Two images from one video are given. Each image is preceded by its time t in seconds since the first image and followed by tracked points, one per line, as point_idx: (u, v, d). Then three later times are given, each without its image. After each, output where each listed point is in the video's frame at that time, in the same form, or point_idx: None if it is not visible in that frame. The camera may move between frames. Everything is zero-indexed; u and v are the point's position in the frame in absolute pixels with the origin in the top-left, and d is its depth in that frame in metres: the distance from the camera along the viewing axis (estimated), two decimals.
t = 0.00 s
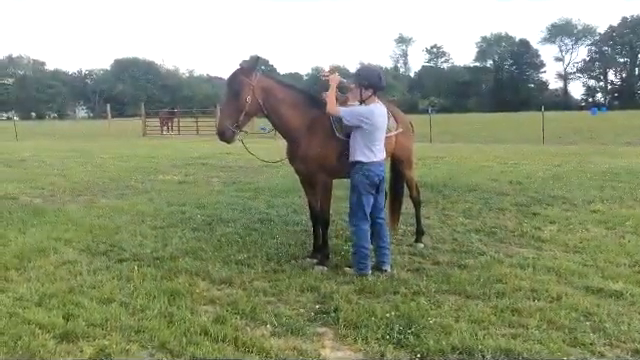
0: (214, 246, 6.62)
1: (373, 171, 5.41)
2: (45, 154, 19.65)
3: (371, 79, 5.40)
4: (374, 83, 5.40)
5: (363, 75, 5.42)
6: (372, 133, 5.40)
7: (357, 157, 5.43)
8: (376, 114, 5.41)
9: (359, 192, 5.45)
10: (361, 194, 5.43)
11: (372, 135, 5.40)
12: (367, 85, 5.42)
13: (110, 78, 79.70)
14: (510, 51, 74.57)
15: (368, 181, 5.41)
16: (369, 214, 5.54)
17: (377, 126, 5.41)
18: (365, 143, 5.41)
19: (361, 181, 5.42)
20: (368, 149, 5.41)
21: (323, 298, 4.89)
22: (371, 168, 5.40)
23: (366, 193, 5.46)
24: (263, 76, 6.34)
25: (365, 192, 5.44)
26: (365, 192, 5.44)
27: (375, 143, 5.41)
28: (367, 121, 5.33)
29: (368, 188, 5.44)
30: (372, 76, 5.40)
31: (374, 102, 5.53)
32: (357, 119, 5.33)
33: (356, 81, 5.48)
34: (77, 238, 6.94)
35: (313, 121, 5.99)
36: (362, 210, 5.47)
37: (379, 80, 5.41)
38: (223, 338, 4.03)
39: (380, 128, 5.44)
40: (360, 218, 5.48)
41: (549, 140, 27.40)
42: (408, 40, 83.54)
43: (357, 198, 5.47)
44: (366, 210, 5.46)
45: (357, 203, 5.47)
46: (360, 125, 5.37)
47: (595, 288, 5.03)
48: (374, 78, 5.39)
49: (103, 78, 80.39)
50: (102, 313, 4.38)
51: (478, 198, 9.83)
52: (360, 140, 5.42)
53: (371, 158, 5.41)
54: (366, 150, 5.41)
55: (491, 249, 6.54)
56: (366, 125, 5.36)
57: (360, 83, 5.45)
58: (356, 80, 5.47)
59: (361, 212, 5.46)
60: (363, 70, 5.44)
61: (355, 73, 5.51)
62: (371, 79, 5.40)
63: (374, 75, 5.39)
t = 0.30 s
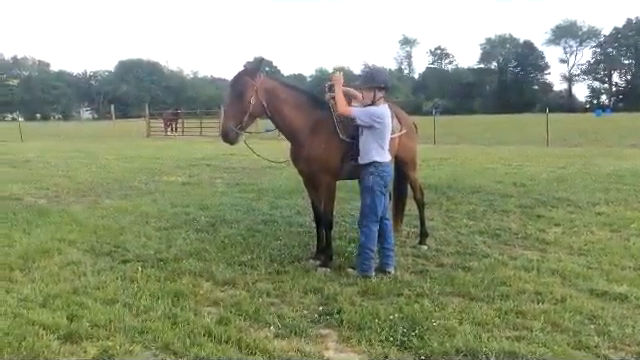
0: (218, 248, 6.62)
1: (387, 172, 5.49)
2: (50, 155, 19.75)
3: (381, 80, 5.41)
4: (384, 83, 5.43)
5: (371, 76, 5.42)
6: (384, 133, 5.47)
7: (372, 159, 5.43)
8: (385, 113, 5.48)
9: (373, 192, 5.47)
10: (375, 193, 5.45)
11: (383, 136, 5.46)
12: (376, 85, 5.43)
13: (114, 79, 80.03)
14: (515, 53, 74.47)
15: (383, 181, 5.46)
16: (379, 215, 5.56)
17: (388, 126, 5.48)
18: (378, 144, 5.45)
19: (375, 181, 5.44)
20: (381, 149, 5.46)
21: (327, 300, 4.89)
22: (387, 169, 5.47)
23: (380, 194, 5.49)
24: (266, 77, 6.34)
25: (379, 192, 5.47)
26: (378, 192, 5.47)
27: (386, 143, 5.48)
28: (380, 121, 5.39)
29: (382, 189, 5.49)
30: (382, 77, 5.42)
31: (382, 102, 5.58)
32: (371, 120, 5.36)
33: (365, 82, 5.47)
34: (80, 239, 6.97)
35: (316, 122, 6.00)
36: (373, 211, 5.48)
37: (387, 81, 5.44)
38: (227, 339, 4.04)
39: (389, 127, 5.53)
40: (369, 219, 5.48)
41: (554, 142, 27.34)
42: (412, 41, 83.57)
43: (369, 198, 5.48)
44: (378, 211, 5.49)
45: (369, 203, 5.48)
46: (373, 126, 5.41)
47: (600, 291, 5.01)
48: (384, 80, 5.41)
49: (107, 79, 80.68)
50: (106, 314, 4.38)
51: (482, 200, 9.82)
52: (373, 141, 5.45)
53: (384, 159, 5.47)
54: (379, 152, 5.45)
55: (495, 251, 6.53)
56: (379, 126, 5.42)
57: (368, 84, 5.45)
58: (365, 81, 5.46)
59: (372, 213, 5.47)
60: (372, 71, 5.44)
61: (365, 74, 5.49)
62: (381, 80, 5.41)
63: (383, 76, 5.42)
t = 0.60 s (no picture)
0: (222, 252, 6.63)
1: (392, 176, 5.48)
2: (56, 159, 19.87)
3: (387, 84, 5.40)
4: (390, 87, 5.41)
5: (378, 80, 5.40)
6: (390, 137, 5.49)
7: (378, 164, 5.44)
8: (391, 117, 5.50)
9: (378, 196, 5.47)
10: (379, 198, 5.45)
11: (390, 139, 5.48)
12: (382, 89, 5.42)
13: (120, 84, 80.54)
14: (519, 58, 74.44)
15: (387, 185, 5.46)
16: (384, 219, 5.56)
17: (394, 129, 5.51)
18: (384, 148, 5.47)
19: (380, 186, 5.44)
20: (387, 154, 5.48)
21: (331, 304, 4.88)
22: (392, 173, 5.47)
23: (384, 197, 5.48)
24: (271, 81, 6.34)
25: (384, 197, 5.47)
26: (383, 197, 5.47)
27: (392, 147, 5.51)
28: (387, 126, 5.41)
29: (387, 193, 5.49)
30: (388, 81, 5.39)
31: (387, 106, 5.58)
32: (378, 125, 5.39)
33: (370, 86, 5.46)
34: (86, 242, 6.99)
35: (321, 127, 6.00)
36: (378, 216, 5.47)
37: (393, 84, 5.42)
38: (232, 344, 4.03)
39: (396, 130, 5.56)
40: (374, 223, 5.48)
41: (559, 146, 27.26)
42: (417, 46, 83.69)
43: (374, 202, 5.48)
44: (381, 215, 5.48)
45: (373, 207, 5.48)
46: (380, 131, 5.43)
47: (606, 296, 4.98)
48: (390, 83, 5.39)
49: (113, 84, 81.06)
50: (110, 318, 4.39)
51: (487, 204, 9.80)
52: (380, 146, 5.47)
53: (390, 163, 5.49)
54: (386, 156, 5.47)
55: (500, 255, 6.51)
56: (386, 130, 5.43)
57: (374, 88, 5.43)
58: (370, 85, 5.44)
59: (377, 217, 5.47)
60: (379, 74, 5.42)
61: (369, 79, 5.48)
62: (387, 84, 5.39)
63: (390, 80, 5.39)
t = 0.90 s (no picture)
0: (223, 255, 6.62)
1: (392, 178, 5.48)
2: (57, 163, 19.91)
3: (387, 87, 5.40)
4: (391, 90, 5.41)
5: (378, 83, 5.41)
6: (391, 140, 5.49)
7: (377, 167, 5.45)
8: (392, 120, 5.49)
9: (378, 199, 5.46)
10: (379, 200, 5.45)
11: (390, 143, 5.49)
12: (382, 93, 5.43)
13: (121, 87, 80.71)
14: (520, 59, 74.47)
15: (387, 188, 5.45)
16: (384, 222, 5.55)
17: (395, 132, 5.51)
18: (385, 152, 5.47)
19: (380, 188, 5.44)
20: (387, 157, 5.48)
21: (333, 307, 4.88)
22: (391, 175, 5.46)
23: (384, 200, 5.48)
24: (271, 84, 6.35)
25: (383, 199, 5.46)
26: (383, 200, 5.46)
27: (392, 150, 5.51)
28: (388, 129, 5.41)
29: (387, 195, 5.48)
30: (389, 85, 5.40)
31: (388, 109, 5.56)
32: (379, 129, 5.39)
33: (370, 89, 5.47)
34: (87, 246, 6.99)
35: (322, 129, 6.01)
36: (378, 218, 5.47)
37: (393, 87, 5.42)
38: (233, 347, 4.03)
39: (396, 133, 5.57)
40: (374, 225, 5.48)
41: (559, 148, 27.26)
42: (417, 48, 83.74)
43: (374, 204, 5.48)
44: (381, 217, 5.48)
45: (373, 210, 5.48)
46: (380, 134, 5.43)
47: (608, 298, 4.97)
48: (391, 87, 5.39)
49: (114, 87, 81.24)
50: (111, 321, 4.39)
51: (488, 206, 9.79)
52: (380, 149, 5.48)
53: (390, 166, 5.49)
54: (386, 160, 5.47)
55: (501, 257, 6.50)
56: (386, 134, 5.44)
57: (374, 91, 5.44)
58: (370, 88, 5.46)
59: (376, 220, 5.47)
60: (380, 77, 5.43)
61: (369, 83, 5.48)
62: (387, 87, 5.40)
63: (391, 83, 5.39)
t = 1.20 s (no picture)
0: (228, 255, 6.62)
1: (395, 178, 5.46)
2: (62, 163, 20.00)
3: (390, 86, 5.38)
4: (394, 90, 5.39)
5: (380, 81, 5.39)
6: (394, 140, 5.47)
7: (380, 167, 5.44)
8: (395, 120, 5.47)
9: (381, 199, 5.46)
10: (381, 200, 5.44)
11: (393, 143, 5.47)
12: (385, 92, 5.41)
13: (126, 87, 81.01)
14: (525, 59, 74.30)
15: (390, 188, 5.44)
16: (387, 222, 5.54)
17: (398, 132, 5.49)
18: (387, 151, 5.46)
19: (383, 188, 5.43)
20: (390, 157, 5.46)
21: (337, 307, 4.88)
22: (394, 175, 5.44)
23: (387, 199, 5.46)
24: (275, 85, 6.34)
25: (386, 200, 5.45)
26: (385, 200, 5.45)
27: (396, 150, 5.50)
28: (390, 129, 5.40)
29: (389, 195, 5.47)
30: (391, 84, 5.38)
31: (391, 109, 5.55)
32: (381, 128, 5.38)
33: (373, 88, 5.46)
34: (92, 246, 7.01)
35: (326, 130, 6.01)
36: (380, 218, 5.47)
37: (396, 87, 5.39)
38: (237, 347, 4.03)
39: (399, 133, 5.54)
40: (377, 225, 5.48)
41: (564, 148, 27.20)
42: (422, 48, 83.68)
43: (377, 204, 5.47)
44: (384, 217, 5.47)
45: (376, 210, 5.47)
46: (383, 134, 5.42)
47: (614, 298, 4.95)
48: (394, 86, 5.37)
49: (119, 88, 81.54)
50: (116, 321, 4.40)
51: (493, 207, 9.76)
52: (383, 149, 5.46)
53: (393, 166, 5.47)
54: (389, 159, 5.45)
55: (507, 258, 6.48)
56: (388, 133, 5.42)
57: (376, 90, 5.42)
58: (373, 87, 5.44)
59: (379, 220, 5.47)
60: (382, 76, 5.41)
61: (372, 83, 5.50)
62: (390, 87, 5.38)
63: (394, 82, 5.37)
